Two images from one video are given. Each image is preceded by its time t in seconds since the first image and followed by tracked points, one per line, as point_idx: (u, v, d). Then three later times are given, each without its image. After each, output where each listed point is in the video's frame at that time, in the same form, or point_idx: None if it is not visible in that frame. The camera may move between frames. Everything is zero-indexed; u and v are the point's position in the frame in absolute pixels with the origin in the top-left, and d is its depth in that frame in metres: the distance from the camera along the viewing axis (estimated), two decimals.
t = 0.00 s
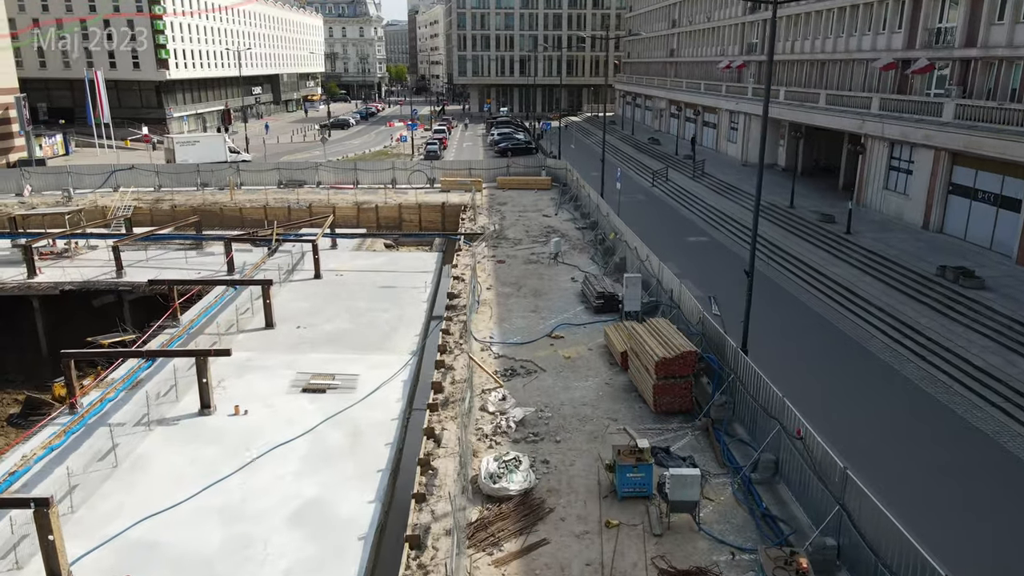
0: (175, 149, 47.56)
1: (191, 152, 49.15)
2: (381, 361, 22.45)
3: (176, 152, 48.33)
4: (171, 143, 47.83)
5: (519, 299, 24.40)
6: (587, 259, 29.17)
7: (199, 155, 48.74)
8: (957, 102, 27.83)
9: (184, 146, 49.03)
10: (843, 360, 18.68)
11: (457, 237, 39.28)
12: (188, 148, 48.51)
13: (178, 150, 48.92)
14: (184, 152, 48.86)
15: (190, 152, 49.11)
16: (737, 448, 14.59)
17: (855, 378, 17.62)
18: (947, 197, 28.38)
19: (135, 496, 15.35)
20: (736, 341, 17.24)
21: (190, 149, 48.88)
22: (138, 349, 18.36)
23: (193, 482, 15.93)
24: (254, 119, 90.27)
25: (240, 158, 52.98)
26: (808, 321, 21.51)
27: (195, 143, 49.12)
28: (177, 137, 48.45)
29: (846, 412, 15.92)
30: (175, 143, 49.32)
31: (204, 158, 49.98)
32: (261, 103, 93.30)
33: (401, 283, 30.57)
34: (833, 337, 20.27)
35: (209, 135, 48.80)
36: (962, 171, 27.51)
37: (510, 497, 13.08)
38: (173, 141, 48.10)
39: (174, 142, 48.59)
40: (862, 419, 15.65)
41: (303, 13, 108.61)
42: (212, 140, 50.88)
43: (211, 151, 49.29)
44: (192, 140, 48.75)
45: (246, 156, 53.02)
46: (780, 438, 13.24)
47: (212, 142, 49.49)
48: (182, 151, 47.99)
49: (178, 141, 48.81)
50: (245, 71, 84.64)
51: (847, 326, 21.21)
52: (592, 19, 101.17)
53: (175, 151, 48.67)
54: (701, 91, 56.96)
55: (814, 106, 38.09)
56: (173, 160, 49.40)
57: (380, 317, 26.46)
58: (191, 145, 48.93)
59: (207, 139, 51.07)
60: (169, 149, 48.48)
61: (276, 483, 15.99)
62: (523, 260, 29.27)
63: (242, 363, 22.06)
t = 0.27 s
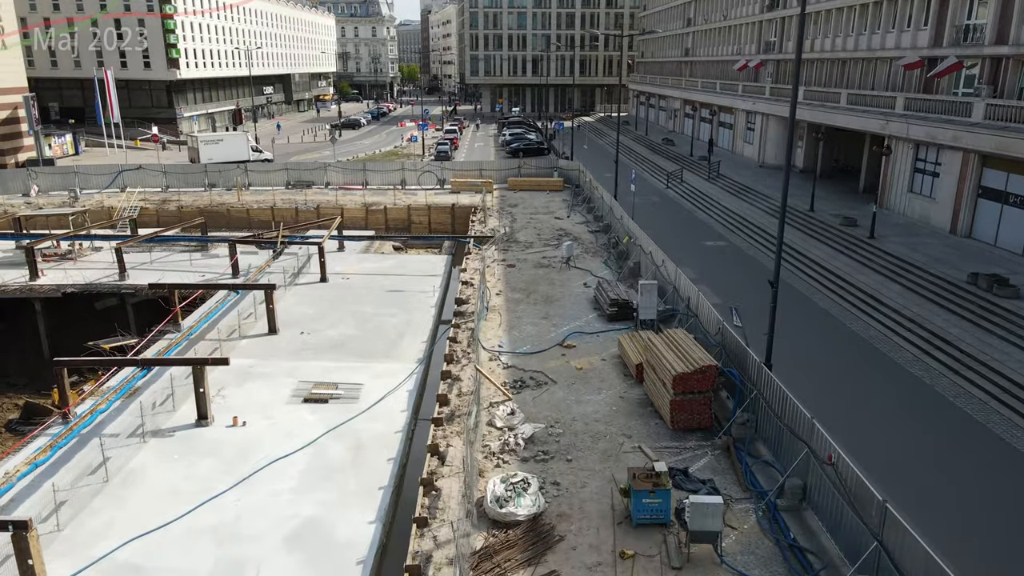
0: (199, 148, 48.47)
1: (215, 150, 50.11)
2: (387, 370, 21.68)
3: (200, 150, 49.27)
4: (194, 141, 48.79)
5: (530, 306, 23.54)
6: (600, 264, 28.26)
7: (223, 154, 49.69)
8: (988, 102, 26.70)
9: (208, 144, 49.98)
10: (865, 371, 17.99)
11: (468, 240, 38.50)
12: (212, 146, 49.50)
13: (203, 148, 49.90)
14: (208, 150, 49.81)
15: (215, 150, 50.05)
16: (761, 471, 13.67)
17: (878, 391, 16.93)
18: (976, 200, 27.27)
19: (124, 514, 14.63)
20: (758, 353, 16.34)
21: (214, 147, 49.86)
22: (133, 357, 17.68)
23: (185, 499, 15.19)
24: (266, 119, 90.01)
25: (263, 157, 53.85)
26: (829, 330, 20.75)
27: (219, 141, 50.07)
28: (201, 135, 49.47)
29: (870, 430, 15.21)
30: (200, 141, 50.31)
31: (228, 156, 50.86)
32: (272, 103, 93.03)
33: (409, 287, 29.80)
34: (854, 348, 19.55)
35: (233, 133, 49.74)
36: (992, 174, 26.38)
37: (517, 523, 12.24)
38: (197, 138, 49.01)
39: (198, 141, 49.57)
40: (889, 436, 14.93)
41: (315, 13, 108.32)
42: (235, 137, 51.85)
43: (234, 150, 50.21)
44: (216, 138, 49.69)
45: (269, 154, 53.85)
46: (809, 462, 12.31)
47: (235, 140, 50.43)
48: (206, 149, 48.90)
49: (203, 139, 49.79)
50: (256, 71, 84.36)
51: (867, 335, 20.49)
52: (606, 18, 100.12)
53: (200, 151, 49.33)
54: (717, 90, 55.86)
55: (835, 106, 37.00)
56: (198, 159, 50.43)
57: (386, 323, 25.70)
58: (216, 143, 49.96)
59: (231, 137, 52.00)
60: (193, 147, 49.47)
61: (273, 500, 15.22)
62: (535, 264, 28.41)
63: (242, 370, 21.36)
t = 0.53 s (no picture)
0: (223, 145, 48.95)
1: (239, 148, 50.54)
2: (392, 380, 20.88)
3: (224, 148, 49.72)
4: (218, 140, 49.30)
5: (540, 313, 22.68)
6: (614, 269, 27.34)
7: (246, 152, 50.12)
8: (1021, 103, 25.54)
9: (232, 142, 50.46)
10: (893, 384, 17.05)
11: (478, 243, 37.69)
12: (237, 145, 49.99)
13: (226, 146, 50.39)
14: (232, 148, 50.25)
15: (238, 148, 50.48)
16: (787, 497, 12.72)
17: (907, 405, 16.03)
18: (1008, 205, 26.09)
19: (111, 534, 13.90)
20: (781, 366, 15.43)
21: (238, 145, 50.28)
22: (127, 366, 17.00)
23: (176, 518, 14.44)
24: (278, 119, 89.71)
25: (286, 155, 54.21)
26: (852, 339, 19.80)
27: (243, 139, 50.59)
28: (225, 134, 50.01)
29: (900, 448, 14.32)
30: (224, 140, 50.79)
31: (251, 154, 51.29)
32: (284, 103, 92.75)
33: (416, 291, 29.02)
34: (880, 358, 18.61)
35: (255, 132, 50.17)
36: None
37: (524, 553, 11.38)
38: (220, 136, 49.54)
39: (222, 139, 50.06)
40: (922, 455, 14.01)
41: (327, 12, 108.02)
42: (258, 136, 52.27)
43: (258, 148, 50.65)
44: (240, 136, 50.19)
45: (292, 154, 54.23)
46: (841, 492, 11.35)
47: (259, 138, 50.84)
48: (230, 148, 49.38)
49: (227, 138, 50.28)
50: (268, 70, 84.04)
51: (894, 345, 19.53)
52: (620, 17, 99.03)
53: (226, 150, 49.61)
54: (734, 91, 54.73)
55: (857, 107, 35.89)
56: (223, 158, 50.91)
57: (392, 330, 24.94)
58: (240, 142, 50.40)
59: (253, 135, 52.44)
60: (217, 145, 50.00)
61: (268, 521, 14.44)
62: (546, 269, 27.55)
63: (242, 379, 20.63)
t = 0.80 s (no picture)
0: (249, 144, 48.61)
1: (264, 147, 50.17)
2: (398, 390, 20.10)
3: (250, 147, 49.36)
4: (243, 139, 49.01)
5: (553, 321, 21.82)
6: (630, 275, 26.41)
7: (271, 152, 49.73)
8: None
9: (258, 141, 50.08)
10: (926, 397, 16.06)
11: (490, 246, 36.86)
12: (262, 144, 49.61)
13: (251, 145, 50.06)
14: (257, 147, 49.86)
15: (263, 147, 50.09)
16: (818, 528, 11.77)
17: (941, 421, 15.03)
18: None
19: (98, 555, 13.18)
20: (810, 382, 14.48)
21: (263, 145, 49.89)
22: (121, 376, 16.33)
23: (168, 538, 13.70)
24: (290, 119, 89.34)
25: (310, 155, 53.68)
26: (879, 350, 18.83)
27: (268, 139, 50.21)
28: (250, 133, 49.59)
29: (936, 468, 13.34)
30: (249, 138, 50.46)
31: (276, 154, 50.92)
32: (297, 103, 92.44)
33: (425, 297, 28.22)
34: (910, 369, 17.62)
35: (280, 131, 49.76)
36: None
37: None
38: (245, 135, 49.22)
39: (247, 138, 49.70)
40: (961, 477, 13.04)
41: (340, 12, 107.70)
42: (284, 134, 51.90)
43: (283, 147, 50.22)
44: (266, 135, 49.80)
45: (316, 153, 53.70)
46: (880, 525, 10.39)
47: (284, 137, 50.41)
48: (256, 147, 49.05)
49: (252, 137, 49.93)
50: (280, 70, 83.65)
51: (924, 356, 18.53)
52: (635, 17, 97.85)
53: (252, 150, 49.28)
54: (752, 90, 53.54)
55: (883, 107, 34.73)
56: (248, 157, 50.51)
57: (399, 337, 24.15)
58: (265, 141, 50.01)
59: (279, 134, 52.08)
60: (242, 144, 49.69)
61: (264, 542, 13.67)
62: (559, 274, 26.66)
63: (243, 389, 19.91)
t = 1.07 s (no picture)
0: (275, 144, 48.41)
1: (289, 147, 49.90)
2: (405, 402, 19.32)
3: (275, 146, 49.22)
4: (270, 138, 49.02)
5: (567, 330, 20.94)
6: (646, 281, 25.48)
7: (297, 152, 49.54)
8: None
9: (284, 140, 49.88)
10: (968, 418, 14.99)
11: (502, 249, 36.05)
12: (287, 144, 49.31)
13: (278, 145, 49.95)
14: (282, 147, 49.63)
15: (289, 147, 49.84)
16: (856, 563, 10.82)
17: (987, 443, 13.97)
18: None
19: None
20: (844, 401, 13.51)
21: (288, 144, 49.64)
22: (116, 387, 15.65)
23: (159, 560, 12.95)
24: (302, 119, 88.98)
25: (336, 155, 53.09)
26: (910, 364, 17.85)
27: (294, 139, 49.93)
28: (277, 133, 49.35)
29: (985, 496, 12.31)
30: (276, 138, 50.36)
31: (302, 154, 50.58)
32: (309, 103, 92.11)
33: (435, 302, 27.44)
34: (949, 387, 16.55)
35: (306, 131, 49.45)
36: None
37: None
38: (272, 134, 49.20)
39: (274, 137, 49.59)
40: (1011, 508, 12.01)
41: (354, 12, 107.36)
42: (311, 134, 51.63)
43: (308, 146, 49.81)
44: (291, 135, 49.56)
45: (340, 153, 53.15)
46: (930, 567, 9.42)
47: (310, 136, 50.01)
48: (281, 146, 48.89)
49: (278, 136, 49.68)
50: (293, 70, 83.25)
51: (963, 372, 17.45)
52: (651, 16, 96.67)
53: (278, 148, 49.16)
54: (771, 90, 52.37)
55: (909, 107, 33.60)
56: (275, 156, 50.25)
57: (407, 344, 23.36)
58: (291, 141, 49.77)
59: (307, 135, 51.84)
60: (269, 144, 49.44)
61: (260, 567, 12.89)
62: (573, 279, 25.78)
63: (245, 398, 19.19)
